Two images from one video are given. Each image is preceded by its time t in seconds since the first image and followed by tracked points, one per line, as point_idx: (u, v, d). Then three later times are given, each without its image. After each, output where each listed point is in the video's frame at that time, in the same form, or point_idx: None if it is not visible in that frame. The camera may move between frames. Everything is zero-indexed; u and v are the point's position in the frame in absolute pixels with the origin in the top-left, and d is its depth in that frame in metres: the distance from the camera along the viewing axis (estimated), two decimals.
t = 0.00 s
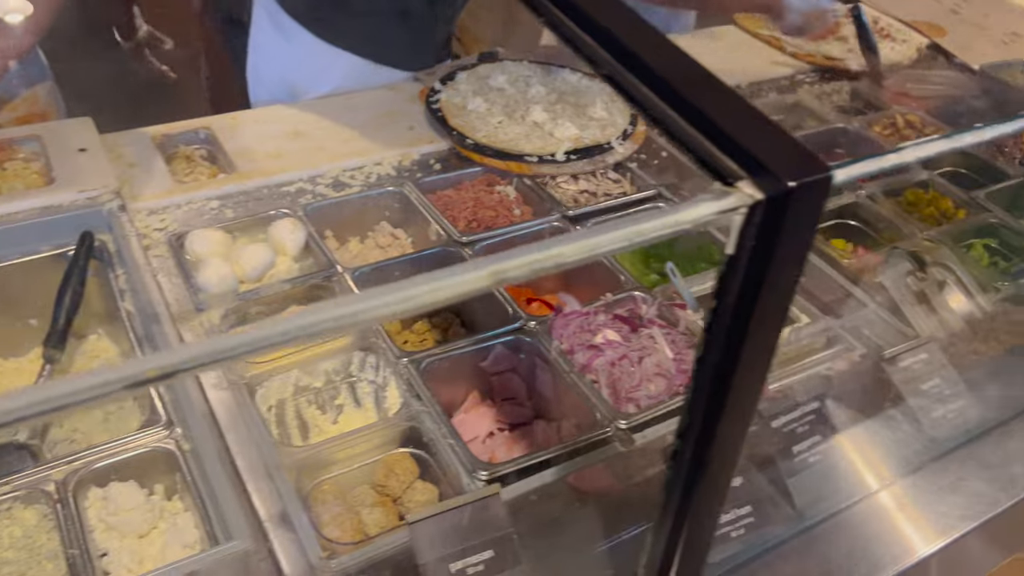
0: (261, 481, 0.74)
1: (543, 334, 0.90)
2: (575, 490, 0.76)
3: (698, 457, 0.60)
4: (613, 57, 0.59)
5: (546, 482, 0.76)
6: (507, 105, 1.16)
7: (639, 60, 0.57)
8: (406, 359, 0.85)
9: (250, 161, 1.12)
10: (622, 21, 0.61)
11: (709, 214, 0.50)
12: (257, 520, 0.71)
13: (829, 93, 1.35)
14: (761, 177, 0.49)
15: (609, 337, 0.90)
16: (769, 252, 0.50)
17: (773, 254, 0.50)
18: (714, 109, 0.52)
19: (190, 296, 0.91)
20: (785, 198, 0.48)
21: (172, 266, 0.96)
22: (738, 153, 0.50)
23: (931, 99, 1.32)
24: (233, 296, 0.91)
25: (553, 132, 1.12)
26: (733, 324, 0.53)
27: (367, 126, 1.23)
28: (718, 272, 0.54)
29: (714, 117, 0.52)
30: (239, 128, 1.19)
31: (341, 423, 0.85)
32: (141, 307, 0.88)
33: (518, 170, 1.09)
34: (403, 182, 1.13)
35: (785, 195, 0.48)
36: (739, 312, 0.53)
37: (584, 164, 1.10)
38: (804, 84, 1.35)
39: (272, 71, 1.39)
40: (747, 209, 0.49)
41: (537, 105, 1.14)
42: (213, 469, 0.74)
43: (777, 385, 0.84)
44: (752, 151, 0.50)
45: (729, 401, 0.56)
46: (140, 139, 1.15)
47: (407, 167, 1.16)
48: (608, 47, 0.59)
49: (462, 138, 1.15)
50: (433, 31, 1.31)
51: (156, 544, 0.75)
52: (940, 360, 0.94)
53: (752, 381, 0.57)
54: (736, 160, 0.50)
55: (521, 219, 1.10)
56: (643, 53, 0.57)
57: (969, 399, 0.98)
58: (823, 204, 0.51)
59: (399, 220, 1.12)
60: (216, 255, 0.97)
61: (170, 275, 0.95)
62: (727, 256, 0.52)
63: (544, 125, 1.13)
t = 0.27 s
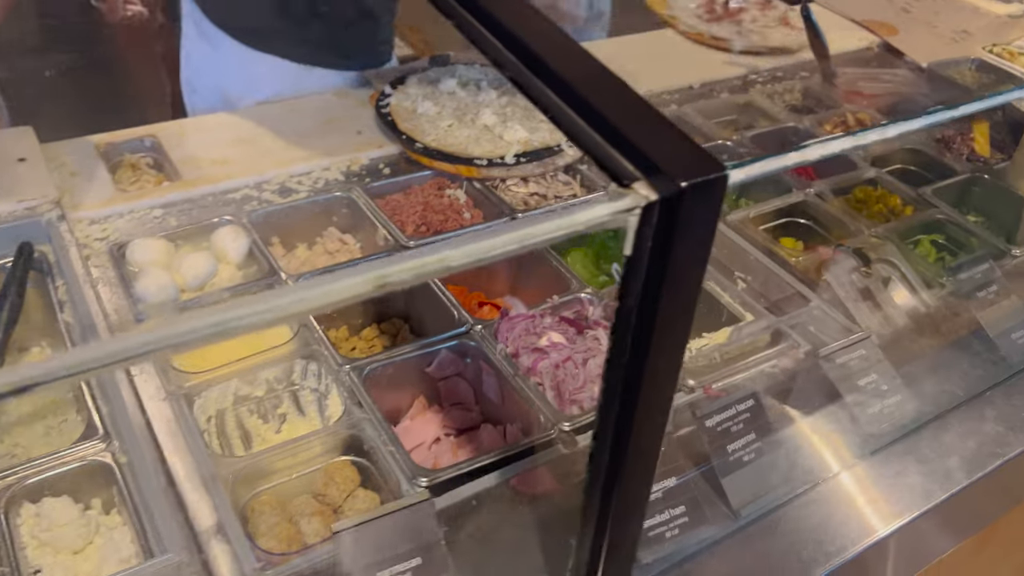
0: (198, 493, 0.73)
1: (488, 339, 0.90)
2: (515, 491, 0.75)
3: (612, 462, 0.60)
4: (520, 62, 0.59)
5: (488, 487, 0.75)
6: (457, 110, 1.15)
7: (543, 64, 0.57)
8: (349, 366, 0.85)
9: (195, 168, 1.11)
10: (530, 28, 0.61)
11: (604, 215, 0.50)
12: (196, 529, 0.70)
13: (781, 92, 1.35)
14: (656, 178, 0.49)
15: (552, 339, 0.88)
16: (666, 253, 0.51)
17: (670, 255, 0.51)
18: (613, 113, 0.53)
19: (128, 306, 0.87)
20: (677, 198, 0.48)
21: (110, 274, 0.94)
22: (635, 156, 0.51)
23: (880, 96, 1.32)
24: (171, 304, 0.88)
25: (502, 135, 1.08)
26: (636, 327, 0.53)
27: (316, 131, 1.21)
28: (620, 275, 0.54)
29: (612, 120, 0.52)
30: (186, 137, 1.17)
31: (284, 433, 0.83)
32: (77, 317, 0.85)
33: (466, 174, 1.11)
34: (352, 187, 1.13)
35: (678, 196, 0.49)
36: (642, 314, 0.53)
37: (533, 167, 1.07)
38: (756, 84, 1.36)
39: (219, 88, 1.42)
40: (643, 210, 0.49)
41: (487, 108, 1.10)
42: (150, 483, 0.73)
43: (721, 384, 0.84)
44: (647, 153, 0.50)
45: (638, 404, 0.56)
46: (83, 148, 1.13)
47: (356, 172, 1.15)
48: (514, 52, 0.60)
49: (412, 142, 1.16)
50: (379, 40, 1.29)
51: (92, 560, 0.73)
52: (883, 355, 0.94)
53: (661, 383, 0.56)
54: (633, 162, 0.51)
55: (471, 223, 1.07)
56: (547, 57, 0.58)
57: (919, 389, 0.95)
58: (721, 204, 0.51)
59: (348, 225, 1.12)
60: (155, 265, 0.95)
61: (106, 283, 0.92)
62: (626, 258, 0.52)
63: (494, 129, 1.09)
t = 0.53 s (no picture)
0: (156, 520, 0.71)
1: (455, 353, 0.88)
2: (483, 511, 0.75)
3: (573, 484, 0.60)
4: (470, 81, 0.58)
5: (455, 506, 0.74)
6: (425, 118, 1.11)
7: (489, 81, 0.56)
8: (312, 386, 0.83)
9: (155, 184, 1.09)
10: (481, 47, 0.60)
11: (554, 238, 0.49)
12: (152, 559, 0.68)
13: (746, 99, 1.36)
14: (605, 201, 0.48)
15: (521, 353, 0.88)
16: (618, 275, 0.50)
17: (621, 276, 0.50)
18: (560, 132, 0.51)
19: (85, 327, 0.86)
20: (626, 220, 0.47)
21: (67, 293, 0.92)
22: (582, 176, 0.49)
23: (844, 101, 1.34)
24: (128, 325, 0.86)
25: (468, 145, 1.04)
26: (591, 349, 0.52)
27: (280, 143, 1.20)
28: (574, 297, 0.53)
29: (559, 139, 0.51)
30: (146, 151, 1.16)
31: (248, 454, 0.83)
32: (31, 341, 0.83)
33: (432, 185, 1.10)
34: (316, 202, 1.11)
35: (627, 218, 0.47)
36: (597, 336, 0.52)
37: (499, 178, 1.07)
38: (722, 90, 1.37)
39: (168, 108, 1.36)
40: (593, 232, 0.48)
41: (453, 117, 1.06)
42: (108, 511, 0.71)
43: (688, 394, 0.84)
44: (594, 174, 0.48)
45: (597, 425, 0.56)
46: (39, 163, 1.11)
47: (319, 185, 1.14)
48: (463, 71, 0.58)
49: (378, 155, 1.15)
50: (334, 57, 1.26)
51: None
52: (849, 363, 0.95)
53: (620, 401, 0.56)
54: (581, 184, 0.49)
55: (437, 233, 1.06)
56: (493, 74, 0.56)
57: (885, 396, 0.96)
58: (672, 221, 0.50)
59: (313, 239, 1.10)
60: (113, 284, 0.93)
61: (61, 303, 0.90)
62: (578, 281, 0.51)
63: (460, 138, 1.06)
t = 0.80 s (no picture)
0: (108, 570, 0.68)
1: (419, 384, 0.85)
2: (453, 549, 0.73)
3: (544, 531, 0.59)
4: (441, 135, 0.60)
5: (424, 545, 0.74)
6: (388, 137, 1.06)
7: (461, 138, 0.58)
8: (272, 422, 0.78)
9: (106, 211, 1.06)
10: (453, 101, 0.62)
11: (523, 295, 0.49)
12: None
13: (708, 112, 1.37)
14: (572, 254, 0.49)
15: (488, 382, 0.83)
16: (586, 330, 0.50)
17: (591, 331, 0.50)
18: (527, 185, 0.53)
19: (35, 367, 0.85)
20: (595, 275, 0.48)
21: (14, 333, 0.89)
22: (550, 231, 0.50)
23: (807, 113, 1.35)
24: (80, 364, 0.86)
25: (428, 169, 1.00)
26: (561, 404, 0.52)
27: (236, 166, 1.17)
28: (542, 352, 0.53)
29: (527, 194, 0.52)
30: (95, 175, 1.11)
31: (208, 493, 0.78)
32: None
33: (394, 207, 1.07)
34: (275, 226, 1.08)
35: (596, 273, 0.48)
36: (568, 389, 0.52)
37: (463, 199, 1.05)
38: (684, 104, 1.37)
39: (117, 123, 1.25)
40: (562, 288, 0.49)
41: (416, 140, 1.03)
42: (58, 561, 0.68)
43: (659, 419, 0.84)
44: (561, 227, 0.50)
45: (568, 477, 0.55)
46: None
47: (277, 209, 1.11)
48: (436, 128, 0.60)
49: (338, 176, 1.13)
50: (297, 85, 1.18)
51: None
52: (818, 389, 0.96)
53: (592, 445, 0.55)
54: (549, 238, 0.50)
55: (401, 256, 1.05)
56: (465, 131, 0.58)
57: (856, 419, 0.96)
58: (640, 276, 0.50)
59: (271, 265, 1.06)
60: (61, 321, 0.90)
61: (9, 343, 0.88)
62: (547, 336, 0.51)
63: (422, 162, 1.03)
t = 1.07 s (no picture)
0: None
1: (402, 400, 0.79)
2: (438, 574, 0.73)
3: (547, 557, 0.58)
4: (428, 153, 0.59)
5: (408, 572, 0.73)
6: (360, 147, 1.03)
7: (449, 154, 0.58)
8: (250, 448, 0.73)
9: (67, 226, 1.01)
10: (440, 119, 0.61)
11: (525, 327, 0.49)
12: None
13: (682, 113, 1.35)
14: (577, 281, 0.49)
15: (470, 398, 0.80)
16: (593, 362, 0.50)
17: (595, 363, 0.50)
18: (526, 208, 0.52)
19: None
20: (602, 304, 0.48)
21: None
22: (549, 255, 0.50)
23: (780, 114, 1.35)
24: (43, 389, 0.82)
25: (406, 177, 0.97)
26: (565, 436, 0.52)
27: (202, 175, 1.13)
28: (546, 387, 0.52)
29: (523, 215, 0.52)
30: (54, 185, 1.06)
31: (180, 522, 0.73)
32: None
33: (366, 216, 1.03)
34: (244, 237, 1.05)
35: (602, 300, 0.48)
36: (571, 422, 0.52)
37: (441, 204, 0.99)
38: (657, 105, 1.35)
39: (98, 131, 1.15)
40: (568, 316, 0.48)
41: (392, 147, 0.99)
42: None
43: (643, 431, 0.83)
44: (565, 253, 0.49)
45: (570, 509, 0.55)
46: None
47: (247, 220, 1.07)
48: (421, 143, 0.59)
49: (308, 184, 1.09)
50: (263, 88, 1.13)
51: None
52: (807, 398, 0.98)
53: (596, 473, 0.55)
54: (551, 263, 0.50)
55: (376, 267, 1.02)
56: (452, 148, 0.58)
57: (843, 429, 0.98)
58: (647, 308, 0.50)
59: (241, 277, 1.04)
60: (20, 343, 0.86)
61: None
62: (551, 368, 0.51)
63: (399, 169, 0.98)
